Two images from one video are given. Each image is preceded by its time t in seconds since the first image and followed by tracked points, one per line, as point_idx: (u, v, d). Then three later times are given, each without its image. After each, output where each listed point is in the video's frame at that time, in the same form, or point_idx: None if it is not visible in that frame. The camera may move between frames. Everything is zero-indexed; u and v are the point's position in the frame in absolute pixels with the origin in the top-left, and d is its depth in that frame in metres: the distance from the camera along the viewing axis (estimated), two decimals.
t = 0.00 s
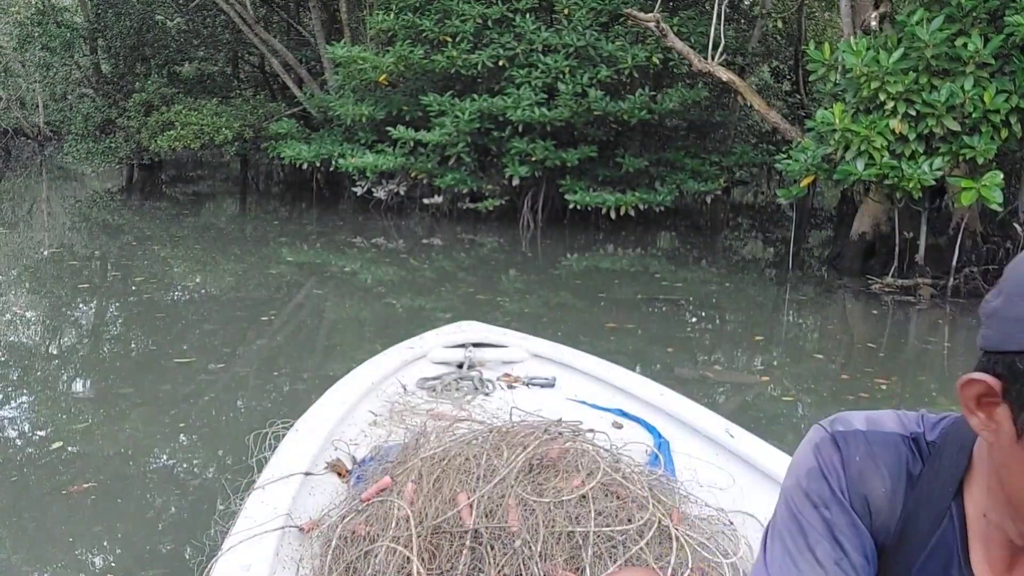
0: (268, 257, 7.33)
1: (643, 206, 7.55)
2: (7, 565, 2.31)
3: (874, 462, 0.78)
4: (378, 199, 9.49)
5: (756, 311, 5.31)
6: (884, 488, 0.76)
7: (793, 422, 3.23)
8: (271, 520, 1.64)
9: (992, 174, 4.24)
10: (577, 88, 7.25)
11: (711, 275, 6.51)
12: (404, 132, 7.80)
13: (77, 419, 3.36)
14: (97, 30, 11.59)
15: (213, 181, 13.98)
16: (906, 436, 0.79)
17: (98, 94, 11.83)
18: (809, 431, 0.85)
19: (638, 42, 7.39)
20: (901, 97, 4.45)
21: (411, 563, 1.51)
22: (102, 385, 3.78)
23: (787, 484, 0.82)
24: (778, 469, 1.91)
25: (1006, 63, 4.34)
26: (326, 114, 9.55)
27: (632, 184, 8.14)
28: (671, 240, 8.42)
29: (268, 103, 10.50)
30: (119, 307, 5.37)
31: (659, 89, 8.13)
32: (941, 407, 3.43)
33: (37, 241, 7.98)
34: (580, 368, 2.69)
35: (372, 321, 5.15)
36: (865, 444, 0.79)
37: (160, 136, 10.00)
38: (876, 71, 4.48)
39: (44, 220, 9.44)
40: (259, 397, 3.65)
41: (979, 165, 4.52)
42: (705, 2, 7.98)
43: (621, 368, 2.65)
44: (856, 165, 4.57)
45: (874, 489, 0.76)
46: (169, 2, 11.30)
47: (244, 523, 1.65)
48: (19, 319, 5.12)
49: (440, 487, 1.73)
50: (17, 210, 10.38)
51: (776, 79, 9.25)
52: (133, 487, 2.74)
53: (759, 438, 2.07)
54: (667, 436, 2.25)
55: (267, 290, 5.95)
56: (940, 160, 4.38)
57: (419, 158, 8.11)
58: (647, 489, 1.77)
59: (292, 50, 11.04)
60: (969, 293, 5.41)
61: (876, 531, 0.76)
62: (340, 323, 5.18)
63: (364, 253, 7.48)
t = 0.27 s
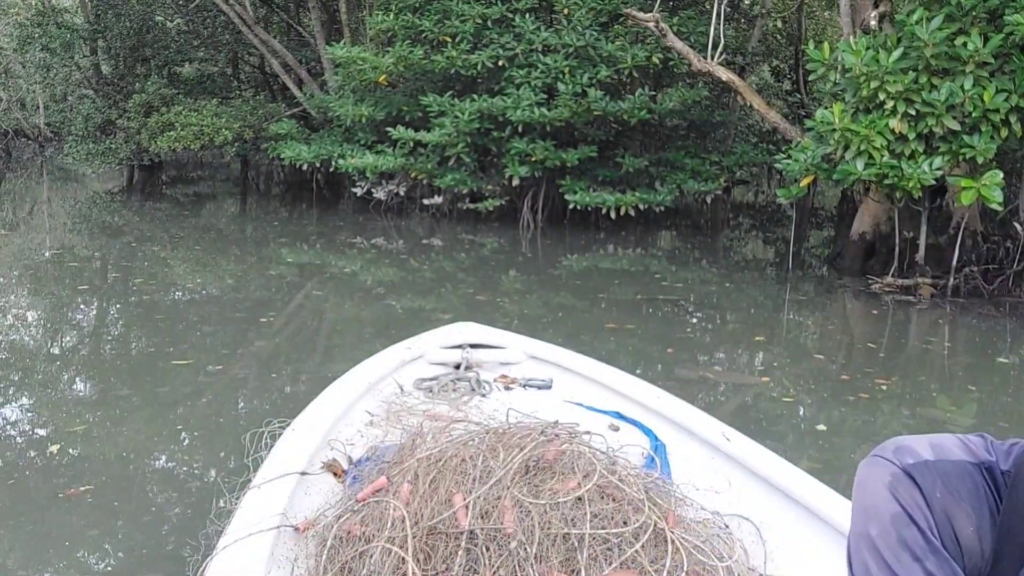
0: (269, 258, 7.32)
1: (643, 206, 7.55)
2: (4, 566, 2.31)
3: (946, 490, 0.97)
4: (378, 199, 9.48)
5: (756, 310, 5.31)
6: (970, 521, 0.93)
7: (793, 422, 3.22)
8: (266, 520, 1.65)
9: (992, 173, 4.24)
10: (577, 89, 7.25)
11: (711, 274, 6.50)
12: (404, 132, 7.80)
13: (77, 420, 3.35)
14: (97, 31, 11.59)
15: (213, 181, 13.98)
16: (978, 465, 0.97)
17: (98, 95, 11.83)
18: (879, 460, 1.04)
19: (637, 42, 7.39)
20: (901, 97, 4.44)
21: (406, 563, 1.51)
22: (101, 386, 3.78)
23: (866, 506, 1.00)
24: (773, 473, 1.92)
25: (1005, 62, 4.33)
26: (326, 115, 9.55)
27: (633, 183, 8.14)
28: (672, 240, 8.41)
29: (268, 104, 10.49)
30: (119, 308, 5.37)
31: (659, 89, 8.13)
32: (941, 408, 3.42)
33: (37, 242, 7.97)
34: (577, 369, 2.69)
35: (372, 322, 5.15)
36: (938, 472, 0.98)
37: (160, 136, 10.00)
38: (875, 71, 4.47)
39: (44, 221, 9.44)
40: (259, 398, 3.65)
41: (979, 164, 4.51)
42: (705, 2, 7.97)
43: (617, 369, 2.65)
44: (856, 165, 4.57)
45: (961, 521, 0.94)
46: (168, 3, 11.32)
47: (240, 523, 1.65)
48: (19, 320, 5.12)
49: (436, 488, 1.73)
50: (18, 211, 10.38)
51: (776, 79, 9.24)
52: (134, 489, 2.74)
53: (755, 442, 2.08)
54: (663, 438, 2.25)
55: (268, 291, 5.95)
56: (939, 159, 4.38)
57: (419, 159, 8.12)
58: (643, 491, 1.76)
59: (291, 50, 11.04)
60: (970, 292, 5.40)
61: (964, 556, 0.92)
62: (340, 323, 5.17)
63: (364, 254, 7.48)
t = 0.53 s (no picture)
0: (269, 259, 7.32)
1: (644, 205, 7.54)
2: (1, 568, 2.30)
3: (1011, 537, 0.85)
4: (379, 200, 9.48)
5: (757, 310, 5.30)
6: None
7: (793, 422, 3.22)
8: (263, 520, 1.65)
9: (992, 172, 4.23)
10: (577, 88, 7.25)
11: (712, 273, 6.50)
12: (404, 132, 7.80)
13: (78, 422, 3.34)
14: (97, 33, 11.59)
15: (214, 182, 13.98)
16: None
17: (98, 96, 11.83)
18: (925, 496, 0.90)
19: (637, 41, 7.39)
20: (900, 96, 4.43)
21: (404, 564, 1.50)
22: (101, 388, 3.78)
23: (915, 546, 0.88)
24: (772, 476, 1.91)
25: (1005, 61, 4.33)
26: (326, 115, 9.56)
27: (633, 183, 8.13)
28: (672, 239, 8.41)
29: (269, 105, 10.49)
30: (120, 310, 5.36)
31: (659, 89, 8.12)
32: (942, 407, 3.41)
33: (38, 244, 7.97)
34: (575, 371, 2.69)
35: (373, 323, 5.15)
36: (991, 506, 0.86)
37: (160, 138, 10.00)
38: (875, 70, 4.46)
39: (45, 223, 9.44)
40: (259, 399, 3.64)
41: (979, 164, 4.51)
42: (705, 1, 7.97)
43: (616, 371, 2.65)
44: (855, 164, 4.56)
45: None
46: (168, 4, 11.32)
47: (236, 523, 1.65)
48: (20, 322, 5.12)
49: (434, 488, 1.73)
50: (18, 212, 10.38)
51: (776, 77, 9.24)
52: (136, 491, 2.73)
53: (753, 445, 2.08)
54: (661, 439, 2.25)
55: (268, 292, 5.95)
56: (939, 158, 4.37)
57: (419, 159, 8.11)
58: (641, 492, 1.76)
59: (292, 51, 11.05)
60: (970, 291, 5.40)
61: None
62: (340, 324, 5.17)
63: (365, 254, 7.48)
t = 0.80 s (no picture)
0: (270, 259, 7.32)
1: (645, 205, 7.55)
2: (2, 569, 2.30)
3: None
4: (380, 200, 9.48)
5: (758, 309, 5.30)
6: None
7: (795, 421, 3.22)
8: (264, 520, 1.65)
9: (993, 170, 4.23)
10: (577, 88, 7.24)
11: (713, 273, 6.50)
12: (405, 132, 7.80)
13: (80, 422, 3.35)
14: (97, 34, 11.60)
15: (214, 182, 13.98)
16: None
17: (99, 97, 11.83)
18: (965, 521, 0.81)
19: (638, 41, 7.39)
20: (902, 94, 4.43)
21: (405, 563, 1.50)
22: (102, 388, 3.78)
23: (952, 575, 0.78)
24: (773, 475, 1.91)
25: (1006, 59, 4.33)
26: (327, 115, 9.56)
27: (634, 182, 8.14)
28: (674, 239, 8.41)
29: (270, 105, 10.49)
30: (122, 310, 5.36)
31: (660, 88, 8.12)
32: (943, 406, 3.41)
33: (39, 244, 7.97)
34: (576, 371, 2.69)
35: (375, 323, 5.15)
36: None
37: (161, 138, 10.00)
38: (876, 68, 4.46)
39: (46, 224, 9.44)
40: (261, 399, 3.65)
41: (980, 162, 4.51)
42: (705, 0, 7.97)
43: (616, 371, 2.65)
44: (857, 163, 4.56)
45: None
46: (169, 5, 11.34)
47: (237, 524, 1.65)
48: (22, 323, 5.12)
49: (435, 488, 1.73)
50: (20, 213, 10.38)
51: (777, 76, 9.24)
52: (136, 492, 2.74)
53: (754, 444, 2.08)
54: (662, 439, 2.24)
55: (269, 292, 5.95)
56: (940, 157, 4.37)
57: (419, 159, 8.11)
58: (642, 491, 1.76)
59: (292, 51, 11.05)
60: (972, 290, 5.39)
61: None
62: (341, 324, 5.17)
63: (366, 254, 7.48)
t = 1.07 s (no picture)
0: (272, 259, 7.33)
1: (646, 205, 7.54)
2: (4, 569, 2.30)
3: None
4: (381, 200, 9.48)
5: (760, 309, 5.30)
6: None
7: (797, 421, 3.21)
8: (266, 521, 1.66)
9: (994, 170, 4.23)
10: (578, 88, 7.24)
11: (715, 272, 6.50)
12: (406, 132, 7.80)
13: (83, 422, 3.35)
14: (99, 34, 11.61)
15: (216, 183, 13.99)
16: None
17: (100, 97, 11.84)
18: (985, 530, 0.77)
19: (639, 40, 7.39)
20: (903, 94, 4.42)
21: (408, 563, 1.50)
22: (103, 389, 3.78)
23: None
24: (776, 473, 1.91)
25: (1008, 58, 4.31)
26: (328, 115, 9.56)
27: (635, 182, 8.13)
28: (675, 238, 8.41)
29: (271, 105, 10.50)
30: (123, 310, 5.37)
31: (661, 88, 8.12)
32: (945, 406, 3.40)
33: (41, 245, 7.98)
34: (578, 370, 2.68)
35: (376, 323, 5.15)
36: None
37: (162, 139, 10.01)
38: (877, 68, 4.45)
39: (48, 224, 9.45)
40: (262, 399, 3.65)
41: (981, 162, 4.50)
42: None
43: (617, 369, 2.65)
44: (858, 163, 4.55)
45: None
46: (169, 5, 11.35)
47: (240, 524, 1.65)
48: (24, 323, 5.13)
49: (437, 488, 1.73)
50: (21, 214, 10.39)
51: (778, 76, 9.25)
52: (139, 492, 2.74)
53: (755, 441, 2.08)
54: (664, 437, 2.24)
55: (271, 292, 5.96)
56: (942, 156, 4.37)
57: (420, 159, 8.11)
58: (644, 490, 1.76)
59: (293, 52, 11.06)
60: (974, 290, 5.39)
61: None
62: (343, 324, 5.17)
63: (367, 255, 7.48)
